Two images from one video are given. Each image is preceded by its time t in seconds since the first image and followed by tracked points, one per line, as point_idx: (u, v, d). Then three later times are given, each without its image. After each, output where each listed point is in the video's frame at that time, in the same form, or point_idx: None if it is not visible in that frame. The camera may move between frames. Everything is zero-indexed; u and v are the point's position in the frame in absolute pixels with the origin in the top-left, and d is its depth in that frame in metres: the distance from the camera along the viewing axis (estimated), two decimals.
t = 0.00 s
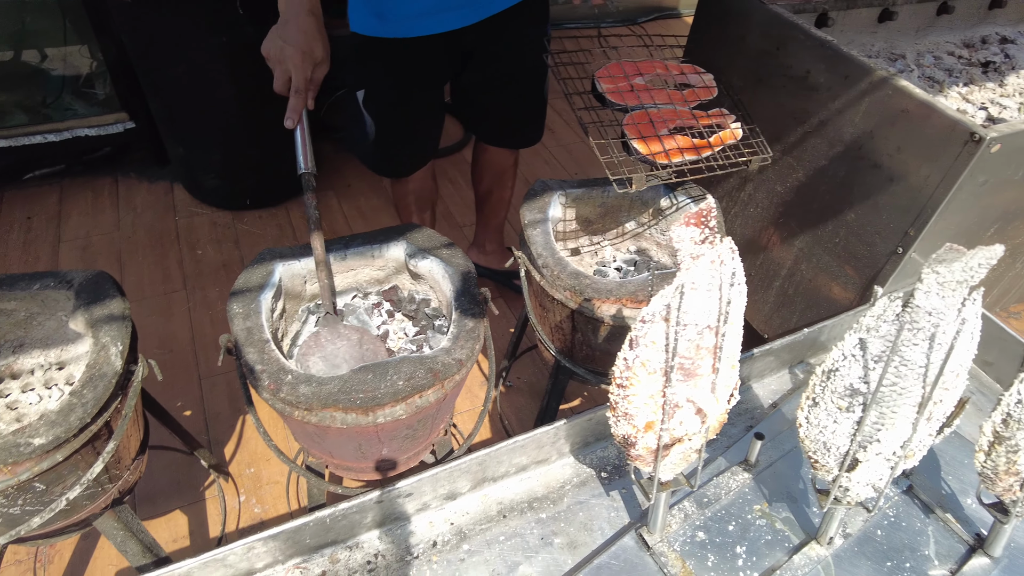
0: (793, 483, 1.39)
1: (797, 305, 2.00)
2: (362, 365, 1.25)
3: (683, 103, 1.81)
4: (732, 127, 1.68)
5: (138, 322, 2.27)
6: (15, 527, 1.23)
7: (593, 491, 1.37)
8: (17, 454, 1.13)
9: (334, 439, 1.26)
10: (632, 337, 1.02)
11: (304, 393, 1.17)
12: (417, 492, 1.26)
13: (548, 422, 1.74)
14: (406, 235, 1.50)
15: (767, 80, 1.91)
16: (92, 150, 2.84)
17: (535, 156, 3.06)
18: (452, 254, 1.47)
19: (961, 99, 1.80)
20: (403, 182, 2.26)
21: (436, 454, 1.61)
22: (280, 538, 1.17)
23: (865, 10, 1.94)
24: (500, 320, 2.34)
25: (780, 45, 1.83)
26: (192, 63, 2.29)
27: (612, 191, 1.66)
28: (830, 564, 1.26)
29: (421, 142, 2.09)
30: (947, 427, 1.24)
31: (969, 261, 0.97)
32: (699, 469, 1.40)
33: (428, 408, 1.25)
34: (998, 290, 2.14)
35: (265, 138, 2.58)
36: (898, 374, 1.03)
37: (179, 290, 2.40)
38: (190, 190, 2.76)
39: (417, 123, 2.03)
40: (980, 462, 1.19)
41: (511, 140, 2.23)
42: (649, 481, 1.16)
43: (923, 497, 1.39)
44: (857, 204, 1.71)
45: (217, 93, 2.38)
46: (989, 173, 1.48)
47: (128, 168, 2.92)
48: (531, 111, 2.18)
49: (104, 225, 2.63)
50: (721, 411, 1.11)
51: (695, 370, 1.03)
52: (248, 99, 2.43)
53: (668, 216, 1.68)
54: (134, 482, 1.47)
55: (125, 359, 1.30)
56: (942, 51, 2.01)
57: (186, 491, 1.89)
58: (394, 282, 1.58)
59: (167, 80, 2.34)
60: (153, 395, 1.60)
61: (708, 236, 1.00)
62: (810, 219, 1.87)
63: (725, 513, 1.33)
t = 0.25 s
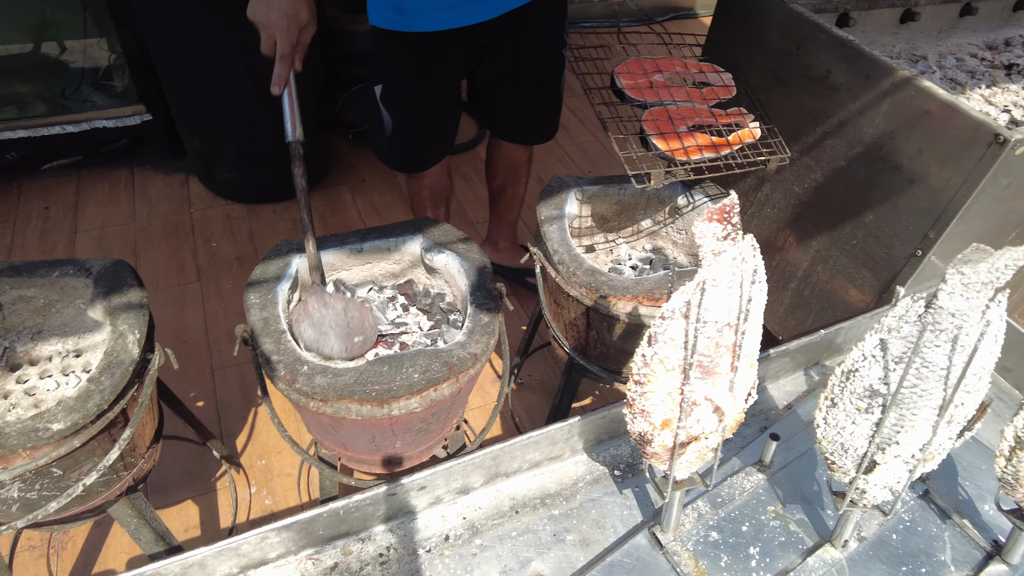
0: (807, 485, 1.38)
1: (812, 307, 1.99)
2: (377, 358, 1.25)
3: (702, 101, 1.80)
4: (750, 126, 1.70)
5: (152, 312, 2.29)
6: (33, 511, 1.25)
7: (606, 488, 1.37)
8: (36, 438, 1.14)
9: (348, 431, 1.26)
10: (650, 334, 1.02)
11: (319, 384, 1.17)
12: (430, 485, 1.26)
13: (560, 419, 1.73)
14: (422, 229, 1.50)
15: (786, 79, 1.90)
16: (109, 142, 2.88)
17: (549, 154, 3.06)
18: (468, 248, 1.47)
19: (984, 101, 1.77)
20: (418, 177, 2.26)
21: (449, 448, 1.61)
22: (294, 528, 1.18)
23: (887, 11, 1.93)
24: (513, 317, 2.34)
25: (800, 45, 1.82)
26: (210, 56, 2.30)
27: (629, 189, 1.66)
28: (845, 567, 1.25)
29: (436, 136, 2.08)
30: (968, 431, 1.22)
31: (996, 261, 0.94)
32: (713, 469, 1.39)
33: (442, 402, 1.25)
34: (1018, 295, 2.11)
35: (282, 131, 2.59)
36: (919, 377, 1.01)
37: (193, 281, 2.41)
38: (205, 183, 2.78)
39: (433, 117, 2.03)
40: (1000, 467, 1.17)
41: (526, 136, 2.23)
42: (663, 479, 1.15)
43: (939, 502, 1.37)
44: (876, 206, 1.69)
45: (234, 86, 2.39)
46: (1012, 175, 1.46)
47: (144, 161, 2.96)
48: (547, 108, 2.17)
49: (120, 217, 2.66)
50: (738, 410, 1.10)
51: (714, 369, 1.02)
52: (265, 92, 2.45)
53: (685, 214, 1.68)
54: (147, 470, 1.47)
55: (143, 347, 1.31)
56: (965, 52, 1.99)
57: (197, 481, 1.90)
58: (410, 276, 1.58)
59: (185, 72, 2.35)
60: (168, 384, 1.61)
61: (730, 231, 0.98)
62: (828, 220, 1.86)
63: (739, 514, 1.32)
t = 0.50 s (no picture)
0: (824, 490, 1.37)
1: (829, 310, 1.98)
2: (395, 354, 1.25)
3: (719, 102, 1.79)
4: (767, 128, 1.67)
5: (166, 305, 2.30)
6: (51, 500, 1.26)
7: (621, 490, 1.36)
8: (55, 428, 1.14)
9: (365, 427, 1.26)
10: (674, 334, 1.00)
11: (338, 378, 1.17)
12: (446, 483, 1.26)
13: (574, 419, 1.73)
14: (441, 226, 1.50)
15: (808, 81, 1.90)
16: (126, 135, 2.91)
17: (564, 153, 3.07)
18: (486, 246, 1.46)
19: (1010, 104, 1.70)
20: (434, 174, 2.26)
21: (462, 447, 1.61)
22: (309, 523, 1.18)
23: (911, 12, 1.97)
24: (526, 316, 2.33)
25: (822, 46, 1.82)
26: (229, 50, 2.31)
27: (647, 188, 1.66)
28: (863, 573, 1.24)
29: (453, 134, 2.08)
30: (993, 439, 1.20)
31: None
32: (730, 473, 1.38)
33: (460, 399, 1.25)
34: None
35: (297, 127, 2.60)
36: (945, 382, 1.00)
37: (207, 275, 2.42)
38: (221, 178, 2.80)
39: (450, 114, 2.02)
40: None
41: (542, 135, 2.23)
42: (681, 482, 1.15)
43: (960, 510, 1.35)
44: (897, 209, 1.68)
45: (251, 81, 2.40)
46: None
47: (160, 154, 2.98)
48: (563, 107, 2.17)
49: (136, 210, 2.68)
50: (760, 413, 1.09)
51: (737, 370, 1.01)
52: (283, 87, 2.46)
53: (705, 214, 1.69)
54: (163, 463, 1.48)
55: (161, 340, 1.32)
56: (989, 56, 1.97)
57: (210, 475, 1.91)
58: (427, 272, 1.58)
59: (202, 67, 2.36)
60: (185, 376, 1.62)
61: (757, 232, 0.98)
62: (847, 223, 1.84)
63: (756, 518, 1.31)
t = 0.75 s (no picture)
0: (843, 497, 1.36)
1: (847, 316, 1.97)
2: (415, 354, 1.25)
3: (738, 106, 1.77)
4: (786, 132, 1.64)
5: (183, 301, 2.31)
6: (72, 494, 1.28)
7: (638, 493, 1.36)
8: (79, 423, 1.15)
9: (384, 426, 1.26)
10: (698, 339, 0.99)
11: (359, 377, 1.17)
12: (464, 483, 1.26)
13: (589, 421, 1.73)
14: (460, 226, 1.50)
15: (830, 84, 1.89)
16: (144, 131, 2.92)
17: (579, 153, 3.09)
18: (506, 247, 1.46)
19: None
20: (449, 173, 2.26)
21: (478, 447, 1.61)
22: (328, 522, 1.18)
23: (934, 16, 1.98)
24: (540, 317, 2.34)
25: (846, 49, 1.82)
26: (248, 48, 2.32)
27: (667, 191, 1.65)
28: None
29: (471, 134, 2.08)
30: (1018, 450, 1.19)
31: None
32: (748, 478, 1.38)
33: (479, 400, 1.25)
34: None
35: (314, 124, 2.61)
36: (972, 392, 0.99)
37: (223, 271, 2.44)
38: (237, 174, 2.81)
39: (468, 113, 2.02)
40: None
41: (558, 135, 2.22)
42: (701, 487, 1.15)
43: (980, 520, 1.34)
44: (918, 215, 1.67)
45: (269, 78, 2.41)
46: None
47: (177, 150, 3.00)
48: (580, 107, 2.16)
49: (153, 205, 2.70)
50: (782, 419, 1.09)
51: (761, 376, 1.01)
52: (301, 85, 2.47)
53: (724, 217, 1.68)
54: (181, 458, 1.49)
55: (183, 336, 1.33)
56: (1012, 60, 1.98)
57: (225, 470, 1.92)
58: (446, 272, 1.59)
59: (222, 64, 2.37)
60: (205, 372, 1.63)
61: (785, 238, 0.97)
62: (867, 228, 1.83)
63: (774, 523, 1.30)
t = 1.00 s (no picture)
0: (856, 501, 1.35)
1: (861, 319, 1.96)
2: (429, 351, 1.25)
3: (752, 107, 1.76)
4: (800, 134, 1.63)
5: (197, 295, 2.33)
6: (89, 485, 1.29)
7: (651, 494, 1.36)
8: (97, 415, 1.16)
9: (398, 422, 1.27)
10: (716, 340, 1.00)
11: (374, 373, 1.18)
12: (476, 481, 1.26)
13: (601, 421, 1.73)
14: (475, 224, 1.51)
15: (849, 86, 1.88)
16: (159, 126, 2.95)
17: (593, 153, 3.10)
18: (521, 246, 1.47)
19: None
20: (463, 172, 2.26)
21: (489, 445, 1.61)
22: (341, 517, 1.19)
23: (956, 18, 1.98)
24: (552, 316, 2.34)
25: (865, 51, 1.81)
26: (264, 44, 2.33)
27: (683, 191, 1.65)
28: None
29: (485, 133, 2.08)
30: None
31: None
32: (761, 480, 1.37)
33: (493, 398, 1.25)
34: None
35: (328, 121, 2.62)
36: (992, 397, 0.96)
37: (237, 267, 2.46)
38: (253, 170, 2.83)
39: (482, 112, 2.02)
40: None
41: (571, 133, 2.22)
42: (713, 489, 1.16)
43: (996, 527, 1.33)
44: (936, 219, 1.66)
45: (285, 75, 2.42)
46: None
47: (192, 145, 3.03)
48: (594, 105, 2.15)
49: (168, 200, 2.72)
50: (798, 422, 1.08)
51: (777, 379, 0.99)
52: (316, 82, 2.48)
53: (740, 219, 1.68)
54: (196, 451, 1.50)
55: (199, 330, 1.34)
56: None
57: (237, 464, 1.93)
58: (460, 270, 1.59)
59: (238, 60, 2.38)
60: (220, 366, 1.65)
61: (805, 239, 0.96)
62: (883, 232, 1.82)
63: (786, 526, 1.29)
